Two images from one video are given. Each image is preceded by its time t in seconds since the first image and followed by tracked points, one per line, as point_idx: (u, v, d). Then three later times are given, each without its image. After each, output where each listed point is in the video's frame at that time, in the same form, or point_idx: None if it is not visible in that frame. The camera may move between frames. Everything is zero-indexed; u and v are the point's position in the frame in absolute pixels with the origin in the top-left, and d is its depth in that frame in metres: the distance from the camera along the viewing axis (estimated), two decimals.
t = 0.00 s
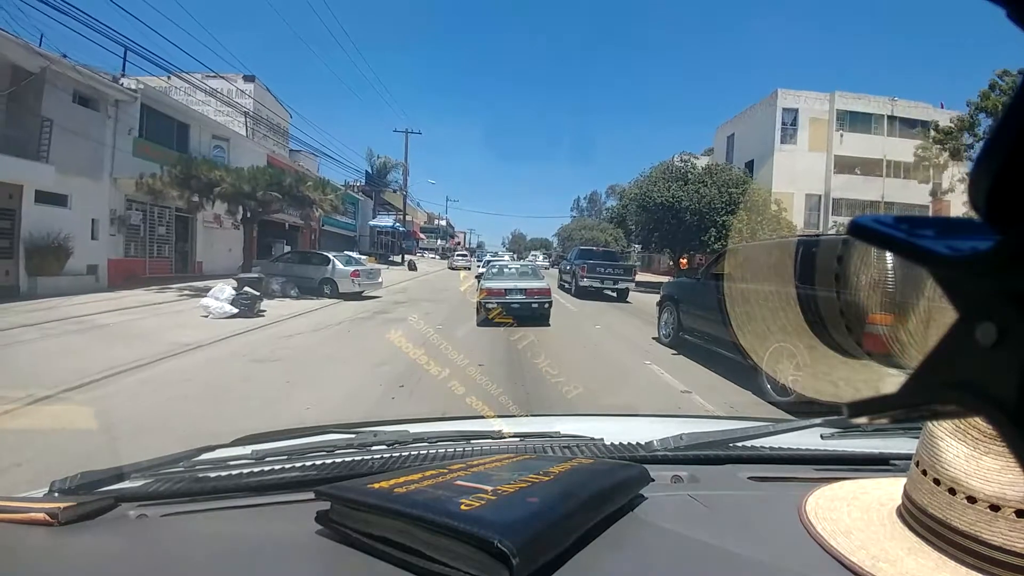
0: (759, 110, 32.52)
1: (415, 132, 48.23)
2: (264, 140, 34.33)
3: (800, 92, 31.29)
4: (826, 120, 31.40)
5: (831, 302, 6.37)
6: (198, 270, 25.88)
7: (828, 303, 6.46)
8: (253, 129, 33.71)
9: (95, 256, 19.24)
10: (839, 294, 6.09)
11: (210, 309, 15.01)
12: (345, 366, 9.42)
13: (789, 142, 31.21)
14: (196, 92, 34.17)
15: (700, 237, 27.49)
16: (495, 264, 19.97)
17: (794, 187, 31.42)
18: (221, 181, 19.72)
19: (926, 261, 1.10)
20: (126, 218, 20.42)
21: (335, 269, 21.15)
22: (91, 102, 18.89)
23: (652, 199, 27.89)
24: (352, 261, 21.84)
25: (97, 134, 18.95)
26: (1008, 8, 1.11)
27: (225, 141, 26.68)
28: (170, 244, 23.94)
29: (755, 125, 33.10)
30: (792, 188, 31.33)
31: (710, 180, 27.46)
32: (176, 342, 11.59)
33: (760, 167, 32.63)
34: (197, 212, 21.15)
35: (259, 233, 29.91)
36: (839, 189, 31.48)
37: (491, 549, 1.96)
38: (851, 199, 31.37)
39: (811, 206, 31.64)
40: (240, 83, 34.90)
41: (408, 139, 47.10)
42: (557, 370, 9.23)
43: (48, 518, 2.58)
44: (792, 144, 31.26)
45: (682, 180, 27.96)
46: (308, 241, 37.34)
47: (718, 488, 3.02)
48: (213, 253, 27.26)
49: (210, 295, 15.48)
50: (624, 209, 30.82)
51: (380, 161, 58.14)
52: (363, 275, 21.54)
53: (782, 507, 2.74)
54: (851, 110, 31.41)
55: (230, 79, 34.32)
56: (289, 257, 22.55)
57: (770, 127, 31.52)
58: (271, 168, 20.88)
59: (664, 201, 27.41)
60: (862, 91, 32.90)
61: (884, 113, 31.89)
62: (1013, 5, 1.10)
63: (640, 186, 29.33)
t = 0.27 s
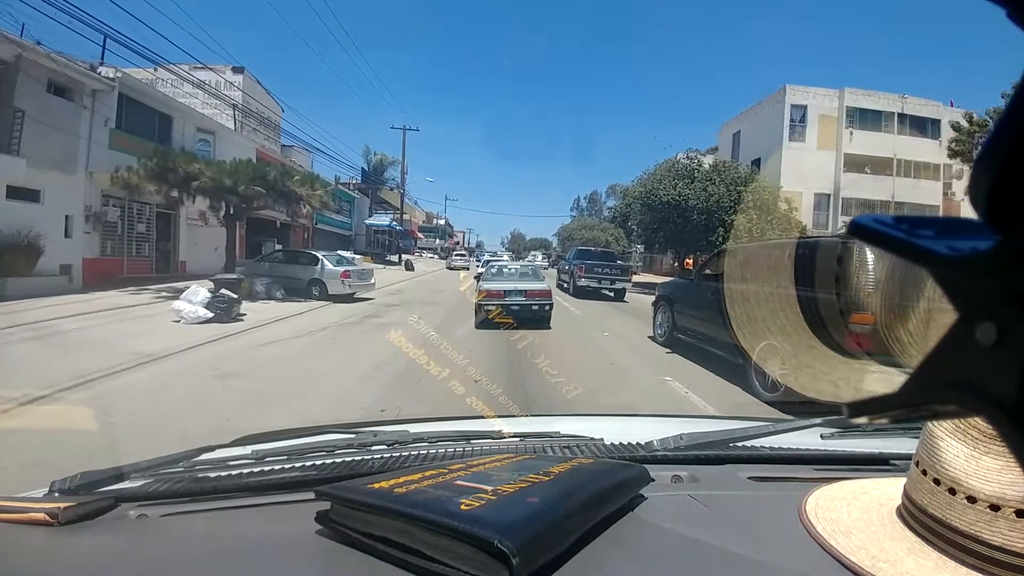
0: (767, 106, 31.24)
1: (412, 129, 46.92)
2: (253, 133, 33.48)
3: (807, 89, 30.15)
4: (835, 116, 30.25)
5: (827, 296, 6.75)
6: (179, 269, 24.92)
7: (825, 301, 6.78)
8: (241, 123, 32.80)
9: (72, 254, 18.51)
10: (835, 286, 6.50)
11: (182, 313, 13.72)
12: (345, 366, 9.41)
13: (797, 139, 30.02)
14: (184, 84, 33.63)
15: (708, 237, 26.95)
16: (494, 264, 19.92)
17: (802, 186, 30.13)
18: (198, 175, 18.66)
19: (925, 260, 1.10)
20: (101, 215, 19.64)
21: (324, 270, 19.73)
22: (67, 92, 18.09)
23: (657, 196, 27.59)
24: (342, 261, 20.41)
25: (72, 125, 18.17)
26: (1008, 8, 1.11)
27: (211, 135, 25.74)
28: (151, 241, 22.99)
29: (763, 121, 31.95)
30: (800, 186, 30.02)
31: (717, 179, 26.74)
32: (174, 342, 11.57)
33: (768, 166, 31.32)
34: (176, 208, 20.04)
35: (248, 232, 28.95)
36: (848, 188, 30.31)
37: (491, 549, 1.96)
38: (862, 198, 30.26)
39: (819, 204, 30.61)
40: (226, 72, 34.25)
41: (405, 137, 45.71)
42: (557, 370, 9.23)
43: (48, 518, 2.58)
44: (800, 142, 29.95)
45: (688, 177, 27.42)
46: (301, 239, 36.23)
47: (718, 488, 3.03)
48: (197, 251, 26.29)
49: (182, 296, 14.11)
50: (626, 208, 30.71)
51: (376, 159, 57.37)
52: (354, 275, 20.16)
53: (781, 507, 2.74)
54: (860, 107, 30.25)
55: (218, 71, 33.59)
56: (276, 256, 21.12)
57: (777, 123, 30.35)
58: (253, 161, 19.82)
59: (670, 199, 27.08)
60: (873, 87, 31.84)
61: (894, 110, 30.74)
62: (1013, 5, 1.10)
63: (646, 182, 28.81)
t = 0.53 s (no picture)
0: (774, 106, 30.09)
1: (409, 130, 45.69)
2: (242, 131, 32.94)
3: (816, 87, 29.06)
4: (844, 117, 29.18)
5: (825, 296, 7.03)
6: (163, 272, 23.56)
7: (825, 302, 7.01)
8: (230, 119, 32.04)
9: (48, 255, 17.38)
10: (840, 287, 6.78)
11: (150, 321, 12.60)
12: (345, 367, 9.42)
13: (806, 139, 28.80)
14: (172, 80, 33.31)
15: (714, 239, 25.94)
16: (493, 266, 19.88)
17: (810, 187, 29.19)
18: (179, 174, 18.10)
19: (926, 260, 1.10)
20: (78, 216, 18.48)
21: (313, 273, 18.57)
22: (44, 86, 17.04)
23: (663, 197, 26.58)
24: (333, 265, 19.33)
25: (48, 121, 17.04)
26: (1009, 8, 1.11)
27: (197, 132, 24.55)
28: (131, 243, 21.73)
29: (769, 121, 30.89)
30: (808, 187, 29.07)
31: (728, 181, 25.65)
32: (173, 342, 11.55)
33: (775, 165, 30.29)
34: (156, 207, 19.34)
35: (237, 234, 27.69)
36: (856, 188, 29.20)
37: (491, 549, 1.96)
38: (872, 200, 29.25)
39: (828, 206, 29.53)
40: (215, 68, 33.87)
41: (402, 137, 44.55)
42: (556, 370, 9.24)
43: (48, 518, 2.58)
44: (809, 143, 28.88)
45: (695, 177, 26.44)
46: (293, 240, 34.99)
47: (718, 488, 3.03)
48: (182, 253, 24.97)
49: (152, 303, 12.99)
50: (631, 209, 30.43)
51: (373, 159, 56.67)
52: (344, 279, 19.02)
53: (782, 506, 2.74)
54: (870, 106, 29.43)
55: (207, 66, 33.28)
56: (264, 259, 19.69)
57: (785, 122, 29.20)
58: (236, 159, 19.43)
59: (676, 199, 26.06)
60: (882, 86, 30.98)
61: (903, 110, 29.97)
62: (1013, 4, 1.10)
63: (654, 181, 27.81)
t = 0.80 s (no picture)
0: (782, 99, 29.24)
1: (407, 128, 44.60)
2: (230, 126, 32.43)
3: (825, 81, 28.32)
4: (853, 111, 28.47)
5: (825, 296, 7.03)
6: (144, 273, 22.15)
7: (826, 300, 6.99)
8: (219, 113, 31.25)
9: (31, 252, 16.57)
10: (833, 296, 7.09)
11: (116, 329, 11.31)
12: (345, 367, 9.41)
13: (814, 135, 28.15)
14: (157, 74, 32.91)
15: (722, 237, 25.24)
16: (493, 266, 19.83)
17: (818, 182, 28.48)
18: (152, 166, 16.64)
19: (926, 260, 1.10)
20: (53, 214, 17.36)
21: (300, 274, 17.55)
22: (18, 78, 16.17)
23: (668, 194, 26.01)
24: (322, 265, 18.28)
25: (22, 115, 16.15)
26: (1009, 7, 1.11)
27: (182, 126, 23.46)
28: (111, 243, 20.43)
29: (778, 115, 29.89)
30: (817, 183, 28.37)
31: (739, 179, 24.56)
32: (173, 343, 11.54)
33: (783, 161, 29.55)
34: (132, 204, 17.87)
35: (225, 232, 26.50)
36: (866, 184, 28.38)
37: (491, 549, 1.96)
38: (881, 197, 28.43)
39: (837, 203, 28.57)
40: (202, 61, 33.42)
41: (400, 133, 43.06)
42: (556, 370, 9.24)
43: (48, 518, 2.58)
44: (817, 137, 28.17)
45: (702, 174, 25.82)
46: (287, 241, 33.26)
47: (718, 488, 3.03)
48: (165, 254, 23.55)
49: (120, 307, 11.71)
50: (634, 207, 29.81)
51: (370, 157, 55.98)
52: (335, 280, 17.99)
53: (782, 507, 2.74)
54: (880, 101, 28.63)
55: (194, 58, 33.20)
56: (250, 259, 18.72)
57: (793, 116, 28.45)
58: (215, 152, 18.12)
59: (682, 196, 25.42)
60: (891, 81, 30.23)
61: (913, 104, 29.19)
62: (1013, 4, 1.10)
63: (661, 178, 26.98)
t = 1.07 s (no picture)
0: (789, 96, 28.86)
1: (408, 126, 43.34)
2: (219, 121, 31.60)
3: (833, 77, 27.97)
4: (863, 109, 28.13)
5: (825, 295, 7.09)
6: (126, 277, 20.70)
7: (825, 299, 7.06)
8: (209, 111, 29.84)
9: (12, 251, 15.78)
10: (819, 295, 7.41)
11: (78, 339, 10.28)
12: (346, 367, 9.40)
13: (823, 133, 27.86)
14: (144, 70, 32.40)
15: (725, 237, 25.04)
16: (492, 266, 19.77)
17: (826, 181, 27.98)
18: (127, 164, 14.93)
19: (926, 260, 1.10)
20: (30, 214, 16.23)
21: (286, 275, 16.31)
22: None
23: (675, 193, 25.71)
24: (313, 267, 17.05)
25: None
26: (1008, 9, 1.12)
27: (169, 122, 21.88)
28: (90, 244, 19.19)
29: (787, 111, 29.33)
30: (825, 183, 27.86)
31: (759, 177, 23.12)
32: (172, 343, 11.51)
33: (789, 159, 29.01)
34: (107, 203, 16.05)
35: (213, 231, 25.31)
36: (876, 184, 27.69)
37: (491, 549, 1.96)
38: (892, 197, 27.53)
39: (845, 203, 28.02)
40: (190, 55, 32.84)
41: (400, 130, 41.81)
42: (557, 371, 9.23)
43: (48, 518, 2.57)
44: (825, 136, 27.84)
45: (708, 172, 25.58)
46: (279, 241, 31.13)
47: (718, 488, 3.03)
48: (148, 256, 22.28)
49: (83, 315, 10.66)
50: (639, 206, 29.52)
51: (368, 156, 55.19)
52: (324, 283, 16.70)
53: (782, 507, 2.74)
54: (890, 98, 28.23)
55: (182, 53, 32.26)
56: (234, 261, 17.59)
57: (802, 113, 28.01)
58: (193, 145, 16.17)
59: (689, 195, 25.17)
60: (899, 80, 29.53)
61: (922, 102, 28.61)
62: (1012, 6, 1.10)
63: (666, 177, 26.60)
